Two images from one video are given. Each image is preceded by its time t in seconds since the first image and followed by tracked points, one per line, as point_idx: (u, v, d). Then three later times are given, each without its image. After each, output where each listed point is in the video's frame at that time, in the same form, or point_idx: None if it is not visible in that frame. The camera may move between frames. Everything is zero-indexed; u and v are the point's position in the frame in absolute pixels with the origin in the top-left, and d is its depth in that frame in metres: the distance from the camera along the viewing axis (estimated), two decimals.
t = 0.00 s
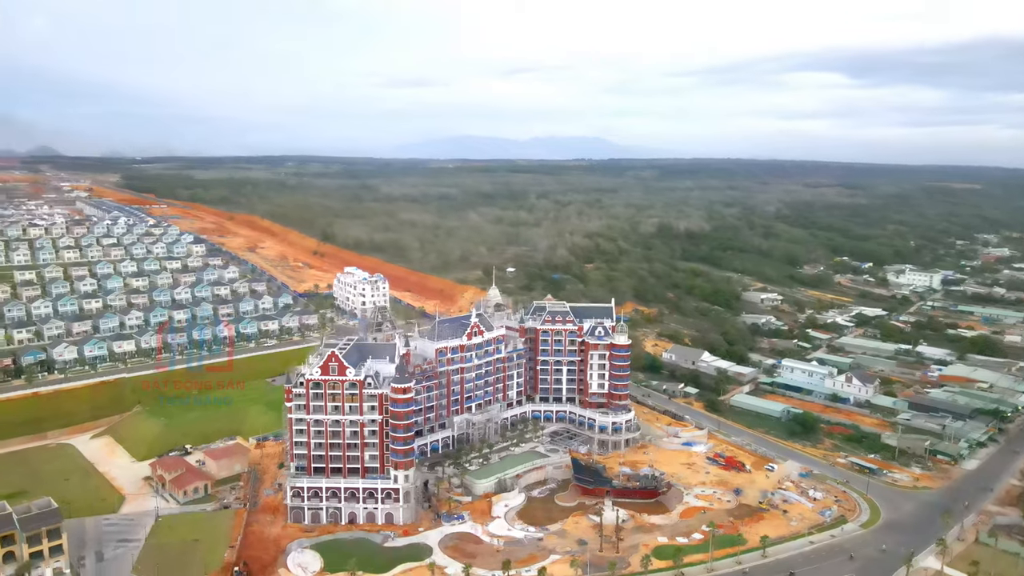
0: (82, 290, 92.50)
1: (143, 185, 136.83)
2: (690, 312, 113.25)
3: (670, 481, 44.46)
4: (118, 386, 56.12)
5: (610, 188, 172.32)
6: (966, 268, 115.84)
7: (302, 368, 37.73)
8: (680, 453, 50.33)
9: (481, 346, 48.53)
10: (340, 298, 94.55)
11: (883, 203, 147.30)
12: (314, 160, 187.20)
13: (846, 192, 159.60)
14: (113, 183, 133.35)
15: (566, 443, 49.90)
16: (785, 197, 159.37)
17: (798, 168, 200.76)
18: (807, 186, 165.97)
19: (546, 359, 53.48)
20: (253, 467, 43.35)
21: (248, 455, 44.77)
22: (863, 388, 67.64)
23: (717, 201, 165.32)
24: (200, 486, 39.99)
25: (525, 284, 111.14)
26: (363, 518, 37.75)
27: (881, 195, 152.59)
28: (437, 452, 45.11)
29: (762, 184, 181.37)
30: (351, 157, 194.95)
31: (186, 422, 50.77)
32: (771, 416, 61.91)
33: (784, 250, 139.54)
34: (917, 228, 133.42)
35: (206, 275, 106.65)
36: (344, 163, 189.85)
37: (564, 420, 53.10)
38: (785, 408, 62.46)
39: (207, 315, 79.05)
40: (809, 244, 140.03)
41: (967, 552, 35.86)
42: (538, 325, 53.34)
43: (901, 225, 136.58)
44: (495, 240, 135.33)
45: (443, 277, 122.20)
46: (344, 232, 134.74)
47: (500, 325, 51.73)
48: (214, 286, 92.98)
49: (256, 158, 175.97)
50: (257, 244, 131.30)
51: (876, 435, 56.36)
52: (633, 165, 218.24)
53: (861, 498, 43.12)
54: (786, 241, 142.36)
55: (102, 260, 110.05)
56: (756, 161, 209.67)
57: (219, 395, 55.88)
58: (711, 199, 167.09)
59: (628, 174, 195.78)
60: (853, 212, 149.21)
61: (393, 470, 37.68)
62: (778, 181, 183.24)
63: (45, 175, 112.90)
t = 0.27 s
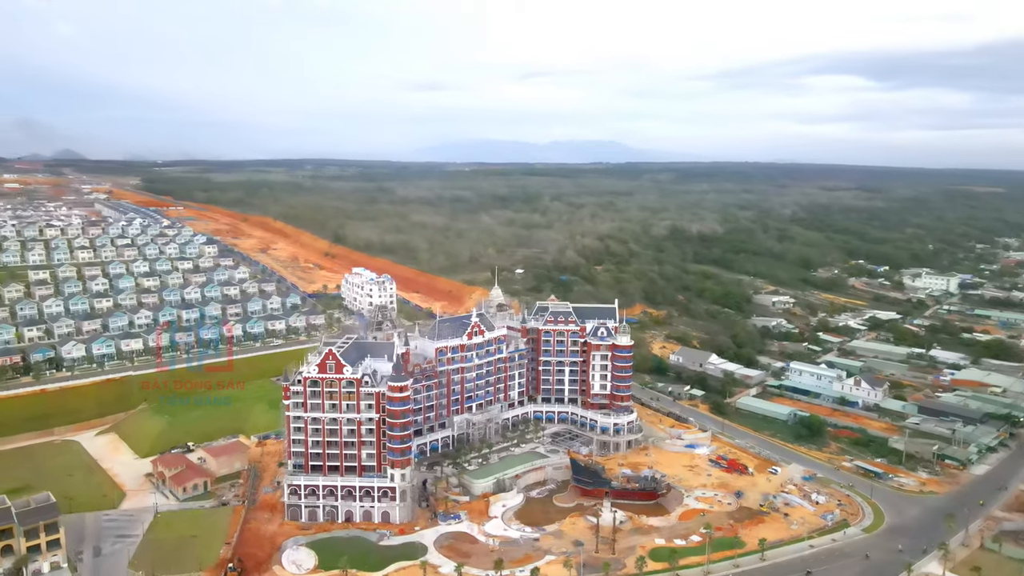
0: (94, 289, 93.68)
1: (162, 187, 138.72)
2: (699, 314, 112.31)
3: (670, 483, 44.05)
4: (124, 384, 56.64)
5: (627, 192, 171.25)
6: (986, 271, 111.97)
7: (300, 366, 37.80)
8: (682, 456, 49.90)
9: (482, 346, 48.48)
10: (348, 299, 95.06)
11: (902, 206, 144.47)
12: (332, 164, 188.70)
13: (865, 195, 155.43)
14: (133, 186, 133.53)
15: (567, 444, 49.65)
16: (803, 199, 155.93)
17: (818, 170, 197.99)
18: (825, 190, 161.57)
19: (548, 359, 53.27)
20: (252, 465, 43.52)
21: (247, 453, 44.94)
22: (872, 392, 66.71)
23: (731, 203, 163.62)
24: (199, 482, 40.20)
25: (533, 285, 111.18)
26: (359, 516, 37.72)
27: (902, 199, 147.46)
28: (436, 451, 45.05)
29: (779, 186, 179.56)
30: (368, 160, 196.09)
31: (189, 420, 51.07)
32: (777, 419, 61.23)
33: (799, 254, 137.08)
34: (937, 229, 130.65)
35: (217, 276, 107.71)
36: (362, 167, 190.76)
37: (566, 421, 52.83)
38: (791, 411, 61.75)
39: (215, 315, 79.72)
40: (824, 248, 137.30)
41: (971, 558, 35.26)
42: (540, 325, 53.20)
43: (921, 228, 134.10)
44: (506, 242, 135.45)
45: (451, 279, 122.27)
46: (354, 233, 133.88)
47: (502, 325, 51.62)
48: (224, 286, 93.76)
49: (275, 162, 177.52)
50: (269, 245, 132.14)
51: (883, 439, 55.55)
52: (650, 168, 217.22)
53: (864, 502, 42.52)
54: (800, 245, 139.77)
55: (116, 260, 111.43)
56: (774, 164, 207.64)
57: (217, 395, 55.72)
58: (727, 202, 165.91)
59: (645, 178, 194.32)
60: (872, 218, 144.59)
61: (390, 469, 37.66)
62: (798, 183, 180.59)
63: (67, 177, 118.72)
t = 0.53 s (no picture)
0: (106, 288, 94.71)
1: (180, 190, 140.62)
2: (709, 316, 111.46)
3: (671, 485, 43.63)
4: (130, 382, 57.19)
5: (644, 196, 169.27)
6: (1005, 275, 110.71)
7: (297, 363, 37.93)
8: (685, 457, 49.46)
9: (483, 345, 48.45)
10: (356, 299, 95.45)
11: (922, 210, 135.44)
12: (350, 167, 190.13)
13: (890, 194, 147.51)
14: (152, 189, 141.35)
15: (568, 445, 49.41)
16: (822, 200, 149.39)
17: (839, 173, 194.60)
18: (848, 191, 155.41)
19: (550, 360, 53.02)
20: (253, 463, 43.71)
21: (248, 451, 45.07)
22: (881, 395, 65.77)
23: (748, 202, 160.43)
24: (199, 479, 40.43)
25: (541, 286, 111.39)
26: (356, 514, 37.71)
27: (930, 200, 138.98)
28: (435, 451, 45.04)
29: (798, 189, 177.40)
30: (386, 164, 197.15)
31: (193, 418, 51.32)
32: (783, 422, 60.55)
33: (813, 257, 132.23)
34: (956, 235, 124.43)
35: (228, 276, 108.72)
36: (379, 171, 191.21)
37: (568, 421, 52.58)
38: (798, 414, 61.00)
39: (223, 314, 80.37)
40: (840, 251, 131.57)
41: (973, 564, 34.68)
42: (543, 325, 53.10)
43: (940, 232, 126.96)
44: (517, 244, 135.39)
45: (460, 279, 122.57)
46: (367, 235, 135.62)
47: (504, 325, 51.50)
48: (233, 286, 94.57)
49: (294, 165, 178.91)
50: (282, 246, 132.99)
51: (891, 443, 54.71)
52: (668, 172, 215.94)
53: (868, 506, 41.85)
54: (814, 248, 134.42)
55: (129, 260, 112.85)
56: (795, 167, 205.49)
57: (217, 396, 55.52)
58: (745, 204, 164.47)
59: (661, 181, 192.18)
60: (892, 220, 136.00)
61: (387, 467, 37.66)
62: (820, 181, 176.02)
63: (87, 181, 131.00)
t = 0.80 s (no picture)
0: (117, 288, 95.80)
1: (196, 192, 142.09)
2: (718, 318, 110.64)
3: (671, 486, 43.29)
4: (136, 380, 57.66)
5: (657, 198, 167.68)
6: None
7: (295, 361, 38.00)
8: (687, 459, 49.07)
9: (483, 345, 48.37)
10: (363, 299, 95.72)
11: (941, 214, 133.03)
12: (364, 170, 191.23)
13: (909, 200, 143.33)
14: (170, 191, 138.32)
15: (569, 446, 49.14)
16: (840, 206, 148.08)
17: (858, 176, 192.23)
18: (865, 198, 152.35)
19: (552, 360, 52.75)
20: (253, 461, 43.84)
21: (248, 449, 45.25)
22: (890, 398, 64.90)
23: (763, 205, 158.05)
24: (198, 476, 40.66)
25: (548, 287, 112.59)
26: (353, 513, 37.69)
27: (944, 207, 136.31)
28: (435, 450, 45.08)
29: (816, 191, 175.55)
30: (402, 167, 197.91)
31: (196, 416, 51.53)
32: (789, 425, 59.90)
33: (827, 259, 128.81)
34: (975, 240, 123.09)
35: (237, 277, 109.54)
36: (395, 174, 191.13)
37: (569, 422, 52.34)
38: (803, 416, 60.33)
39: (231, 314, 80.93)
40: (855, 253, 128.68)
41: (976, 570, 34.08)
42: (544, 325, 52.90)
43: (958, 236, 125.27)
44: (526, 246, 135.39)
45: (467, 281, 122.73)
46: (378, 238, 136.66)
47: (505, 325, 51.39)
48: (242, 287, 95.15)
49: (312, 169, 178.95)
50: (293, 247, 133.74)
51: (898, 447, 53.96)
52: (683, 175, 214.94)
53: (872, 510, 41.28)
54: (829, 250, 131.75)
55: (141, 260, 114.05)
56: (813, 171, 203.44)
57: (217, 395, 55.54)
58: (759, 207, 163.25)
59: (677, 184, 190.01)
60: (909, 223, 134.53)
61: (384, 466, 37.64)
62: (839, 185, 171.91)
63: (108, 183, 126.91)
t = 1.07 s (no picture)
0: (129, 288, 97.06)
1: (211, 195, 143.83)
2: (728, 320, 109.53)
3: (671, 489, 42.93)
4: (142, 379, 58.20)
5: (675, 201, 163.36)
6: None
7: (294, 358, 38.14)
8: (690, 462, 48.63)
9: (483, 345, 48.28)
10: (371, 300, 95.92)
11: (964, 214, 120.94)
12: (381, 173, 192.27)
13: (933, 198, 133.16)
14: (189, 196, 137.99)
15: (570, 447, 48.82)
16: (859, 206, 138.15)
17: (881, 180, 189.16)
18: (888, 198, 140.84)
19: (554, 361, 52.44)
20: (253, 459, 44.04)
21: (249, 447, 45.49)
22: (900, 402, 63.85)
23: (783, 206, 151.09)
24: (198, 473, 40.97)
25: (555, 288, 113.63)
26: (351, 511, 37.72)
27: (974, 209, 124.18)
28: (435, 450, 45.03)
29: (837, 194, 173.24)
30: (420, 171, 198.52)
31: (199, 415, 51.80)
32: (796, 428, 59.18)
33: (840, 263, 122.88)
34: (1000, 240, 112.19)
35: (248, 279, 110.40)
36: (413, 178, 189.72)
37: (572, 424, 52.05)
38: (811, 420, 59.57)
39: (240, 314, 81.55)
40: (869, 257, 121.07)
41: None
42: (547, 326, 52.64)
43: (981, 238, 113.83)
44: (537, 249, 135.16)
45: (477, 283, 123.38)
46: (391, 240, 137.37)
47: (507, 326, 51.21)
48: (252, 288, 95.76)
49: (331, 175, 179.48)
50: (304, 250, 134.59)
51: (906, 451, 53.09)
52: (701, 178, 213.29)
53: (875, 514, 40.65)
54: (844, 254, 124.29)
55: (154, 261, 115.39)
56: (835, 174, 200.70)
57: (217, 396, 55.60)
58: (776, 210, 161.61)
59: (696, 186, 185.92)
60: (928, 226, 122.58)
61: (381, 464, 37.63)
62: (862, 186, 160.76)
63: (128, 187, 127.42)
